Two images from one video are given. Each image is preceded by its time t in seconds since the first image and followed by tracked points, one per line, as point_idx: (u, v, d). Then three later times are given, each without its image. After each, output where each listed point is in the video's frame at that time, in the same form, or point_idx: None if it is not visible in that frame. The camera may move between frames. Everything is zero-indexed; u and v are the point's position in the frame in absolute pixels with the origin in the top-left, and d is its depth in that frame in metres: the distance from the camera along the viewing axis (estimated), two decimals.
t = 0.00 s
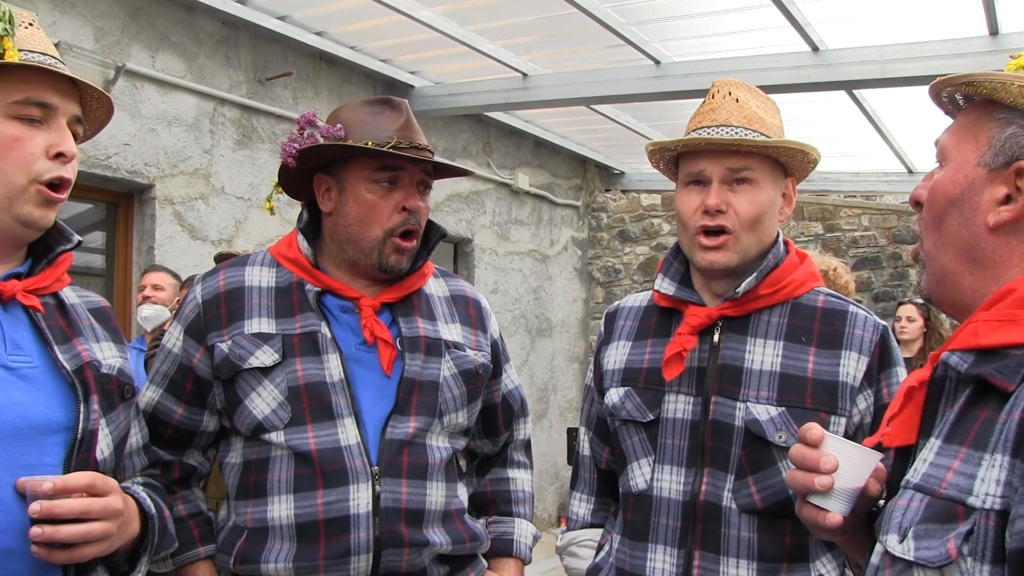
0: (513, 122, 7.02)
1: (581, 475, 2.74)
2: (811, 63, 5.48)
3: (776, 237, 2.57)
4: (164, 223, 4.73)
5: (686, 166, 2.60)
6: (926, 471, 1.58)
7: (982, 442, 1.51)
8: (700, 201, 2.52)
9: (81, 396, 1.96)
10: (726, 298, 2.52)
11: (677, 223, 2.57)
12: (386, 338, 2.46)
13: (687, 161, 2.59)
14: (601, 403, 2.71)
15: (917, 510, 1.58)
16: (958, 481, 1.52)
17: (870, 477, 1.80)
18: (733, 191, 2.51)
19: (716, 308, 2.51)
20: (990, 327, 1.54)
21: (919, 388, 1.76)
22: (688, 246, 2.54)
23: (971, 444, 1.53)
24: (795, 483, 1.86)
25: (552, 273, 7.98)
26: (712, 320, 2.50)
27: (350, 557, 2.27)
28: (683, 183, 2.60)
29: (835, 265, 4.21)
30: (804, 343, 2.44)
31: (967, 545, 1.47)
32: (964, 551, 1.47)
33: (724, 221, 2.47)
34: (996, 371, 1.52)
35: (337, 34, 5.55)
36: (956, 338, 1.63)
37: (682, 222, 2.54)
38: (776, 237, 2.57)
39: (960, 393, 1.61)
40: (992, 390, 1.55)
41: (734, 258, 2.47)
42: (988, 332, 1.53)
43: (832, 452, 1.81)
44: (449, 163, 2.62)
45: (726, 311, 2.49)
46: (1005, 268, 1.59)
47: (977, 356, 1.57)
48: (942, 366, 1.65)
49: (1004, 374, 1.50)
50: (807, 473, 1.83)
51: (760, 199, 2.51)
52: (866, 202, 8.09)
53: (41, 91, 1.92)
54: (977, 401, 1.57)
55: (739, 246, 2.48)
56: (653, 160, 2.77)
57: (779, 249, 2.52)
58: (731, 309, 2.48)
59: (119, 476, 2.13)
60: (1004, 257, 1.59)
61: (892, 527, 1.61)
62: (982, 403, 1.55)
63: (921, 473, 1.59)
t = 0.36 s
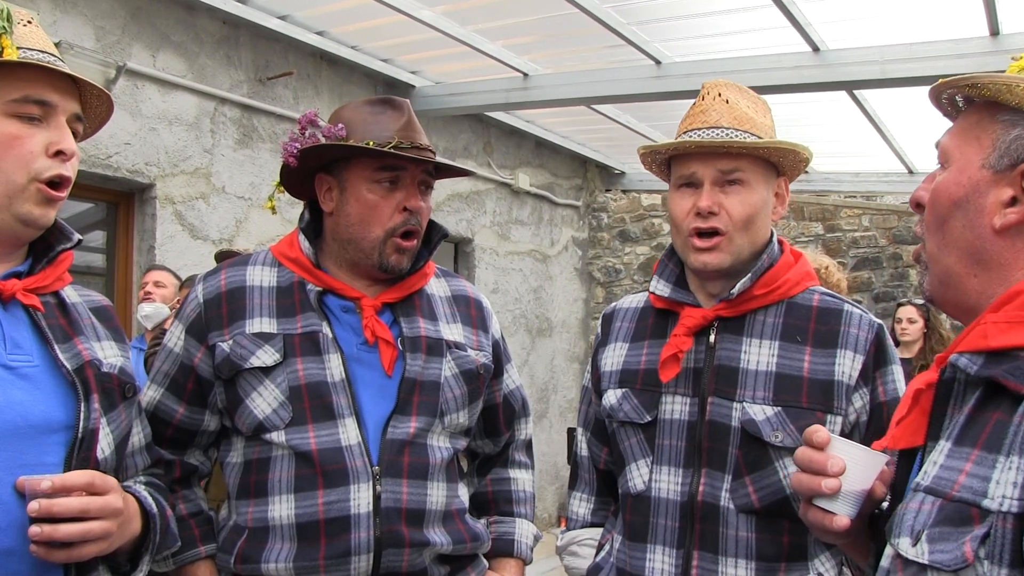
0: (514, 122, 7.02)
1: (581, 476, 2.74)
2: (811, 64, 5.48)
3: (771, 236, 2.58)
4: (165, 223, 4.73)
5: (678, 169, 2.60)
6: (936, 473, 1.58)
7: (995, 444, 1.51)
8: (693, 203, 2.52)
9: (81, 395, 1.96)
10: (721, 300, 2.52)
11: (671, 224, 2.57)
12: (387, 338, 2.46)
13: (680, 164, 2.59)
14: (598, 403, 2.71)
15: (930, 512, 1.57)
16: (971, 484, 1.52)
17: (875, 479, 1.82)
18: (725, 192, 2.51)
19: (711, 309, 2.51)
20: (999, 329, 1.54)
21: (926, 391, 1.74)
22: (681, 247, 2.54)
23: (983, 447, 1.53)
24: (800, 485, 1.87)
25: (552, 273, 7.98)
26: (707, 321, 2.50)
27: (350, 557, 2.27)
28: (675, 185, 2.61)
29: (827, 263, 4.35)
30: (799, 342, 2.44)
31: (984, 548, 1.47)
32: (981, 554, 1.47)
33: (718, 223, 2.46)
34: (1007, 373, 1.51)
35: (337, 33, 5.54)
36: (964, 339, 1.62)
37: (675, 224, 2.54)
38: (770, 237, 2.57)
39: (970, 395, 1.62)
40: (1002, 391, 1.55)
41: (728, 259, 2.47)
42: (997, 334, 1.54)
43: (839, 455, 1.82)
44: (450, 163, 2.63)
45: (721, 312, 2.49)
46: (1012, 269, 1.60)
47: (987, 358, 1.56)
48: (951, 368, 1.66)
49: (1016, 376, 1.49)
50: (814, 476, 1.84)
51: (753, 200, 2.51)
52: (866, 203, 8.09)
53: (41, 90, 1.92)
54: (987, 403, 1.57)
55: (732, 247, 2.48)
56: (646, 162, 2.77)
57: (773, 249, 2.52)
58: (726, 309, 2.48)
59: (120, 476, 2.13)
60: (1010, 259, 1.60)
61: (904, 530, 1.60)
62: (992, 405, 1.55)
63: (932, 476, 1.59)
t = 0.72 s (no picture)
0: (514, 123, 7.02)
1: (576, 476, 2.74)
2: (812, 64, 5.49)
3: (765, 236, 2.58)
4: (165, 222, 4.72)
5: (673, 170, 2.59)
6: (939, 478, 1.58)
7: (999, 449, 1.51)
8: (688, 204, 2.51)
9: (79, 395, 1.95)
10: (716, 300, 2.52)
11: (666, 225, 2.57)
12: (388, 338, 2.46)
13: (673, 166, 2.59)
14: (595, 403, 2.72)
15: (938, 518, 1.57)
16: (976, 488, 1.52)
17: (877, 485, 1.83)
18: (719, 193, 2.51)
19: (707, 310, 2.52)
20: (1000, 334, 1.54)
21: (928, 397, 1.74)
22: (675, 249, 2.54)
23: (987, 451, 1.53)
24: (802, 492, 1.87)
25: (552, 273, 7.98)
26: (702, 322, 2.50)
27: (351, 557, 2.27)
28: (670, 187, 2.61)
29: (824, 266, 4.35)
30: (794, 343, 2.44)
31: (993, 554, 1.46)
32: (989, 560, 1.46)
33: (712, 224, 2.46)
34: (1011, 379, 1.51)
35: (337, 33, 5.54)
36: (964, 344, 1.62)
37: (670, 225, 2.54)
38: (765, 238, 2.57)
39: (971, 400, 1.62)
40: (1004, 396, 1.55)
41: (722, 259, 2.47)
42: (999, 339, 1.54)
43: (841, 460, 1.83)
44: (450, 164, 2.63)
45: (717, 313, 2.49)
46: (1008, 273, 1.60)
47: (989, 362, 1.56)
48: (951, 374, 1.65)
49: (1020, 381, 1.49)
50: (817, 482, 1.84)
51: (748, 201, 2.51)
52: (867, 203, 8.10)
53: (38, 89, 1.92)
54: (988, 407, 1.56)
55: (727, 247, 2.48)
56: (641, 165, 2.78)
57: (768, 249, 2.52)
58: (721, 310, 2.49)
59: (119, 475, 2.12)
60: (1006, 263, 1.60)
61: (910, 537, 1.60)
62: (995, 409, 1.55)
63: (936, 481, 1.59)
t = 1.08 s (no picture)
0: (514, 123, 7.03)
1: (570, 478, 2.74)
2: (812, 65, 5.49)
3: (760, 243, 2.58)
4: (165, 222, 4.73)
5: (667, 175, 2.58)
6: (938, 485, 1.59)
7: (1002, 455, 1.51)
8: (687, 209, 2.50)
9: (74, 394, 1.96)
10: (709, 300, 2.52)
11: (662, 230, 2.55)
12: (388, 338, 2.46)
13: (669, 170, 2.57)
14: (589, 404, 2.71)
15: (938, 526, 1.57)
16: (980, 495, 1.52)
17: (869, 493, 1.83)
18: (723, 201, 2.50)
19: (699, 311, 2.52)
20: (995, 338, 1.54)
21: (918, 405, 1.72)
22: (672, 252, 2.53)
23: (987, 456, 1.53)
24: (799, 506, 1.85)
25: (552, 274, 7.98)
26: (695, 323, 2.51)
27: (352, 557, 2.27)
28: (666, 191, 2.58)
29: (822, 266, 4.35)
30: (786, 340, 2.45)
31: (1005, 562, 1.47)
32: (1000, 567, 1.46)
33: (715, 229, 2.45)
34: (1011, 385, 1.51)
35: (337, 33, 5.54)
36: (959, 350, 1.62)
37: (668, 230, 2.52)
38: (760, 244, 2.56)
39: (966, 405, 1.63)
40: (1001, 401, 1.56)
41: (725, 263, 2.47)
42: (994, 343, 1.53)
43: (835, 472, 1.82)
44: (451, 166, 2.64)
45: (710, 313, 2.49)
46: (1005, 281, 1.61)
47: (984, 368, 1.57)
48: (947, 380, 1.68)
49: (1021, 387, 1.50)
50: (814, 496, 1.83)
51: (747, 209, 2.52)
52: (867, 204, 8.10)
53: (34, 89, 1.92)
54: (985, 411, 1.58)
55: (730, 253, 2.48)
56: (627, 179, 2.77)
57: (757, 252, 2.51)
58: (715, 310, 2.49)
59: (114, 475, 2.12)
60: (1002, 272, 1.61)
61: (914, 546, 1.59)
62: (991, 413, 1.56)
63: (935, 487, 1.59)
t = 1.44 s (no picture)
0: (514, 123, 7.03)
1: (553, 488, 2.71)
2: (812, 65, 5.49)
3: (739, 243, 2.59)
4: (165, 222, 4.73)
5: (656, 177, 2.57)
6: (905, 491, 1.58)
7: (964, 463, 1.51)
8: (682, 212, 2.50)
9: (66, 394, 1.96)
10: (695, 299, 2.53)
11: (654, 232, 2.54)
12: (388, 339, 2.46)
13: (658, 172, 2.57)
14: (575, 412, 2.69)
15: (905, 535, 1.57)
16: (943, 503, 1.51)
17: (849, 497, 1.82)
18: (716, 202, 2.52)
19: (685, 310, 2.52)
20: (960, 345, 1.54)
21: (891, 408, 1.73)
22: (666, 255, 2.52)
23: (952, 464, 1.53)
24: (777, 509, 1.87)
25: (552, 274, 7.98)
26: (683, 321, 2.51)
27: (351, 558, 2.27)
28: (660, 194, 2.56)
29: (823, 264, 4.35)
30: (773, 335, 2.47)
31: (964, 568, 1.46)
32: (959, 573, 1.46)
33: (713, 230, 2.46)
34: (970, 392, 1.51)
35: (337, 33, 5.54)
36: (926, 356, 1.62)
37: (663, 233, 2.51)
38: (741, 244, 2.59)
39: (933, 411, 1.62)
40: (965, 407, 1.55)
41: (720, 263, 2.48)
42: (959, 350, 1.53)
43: (811, 476, 1.82)
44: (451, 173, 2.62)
45: (697, 311, 2.50)
46: (959, 287, 1.59)
47: (950, 374, 1.56)
48: (914, 386, 1.66)
49: (980, 394, 1.50)
50: (790, 500, 1.83)
51: (734, 211, 2.55)
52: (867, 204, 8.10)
53: (22, 90, 1.91)
54: (951, 418, 1.57)
55: (723, 251, 2.49)
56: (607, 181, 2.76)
57: (739, 252, 2.53)
58: (701, 309, 2.50)
59: (107, 474, 2.12)
60: (956, 276, 1.59)
61: (881, 553, 1.60)
62: (956, 420, 1.56)
63: (903, 494, 1.59)
